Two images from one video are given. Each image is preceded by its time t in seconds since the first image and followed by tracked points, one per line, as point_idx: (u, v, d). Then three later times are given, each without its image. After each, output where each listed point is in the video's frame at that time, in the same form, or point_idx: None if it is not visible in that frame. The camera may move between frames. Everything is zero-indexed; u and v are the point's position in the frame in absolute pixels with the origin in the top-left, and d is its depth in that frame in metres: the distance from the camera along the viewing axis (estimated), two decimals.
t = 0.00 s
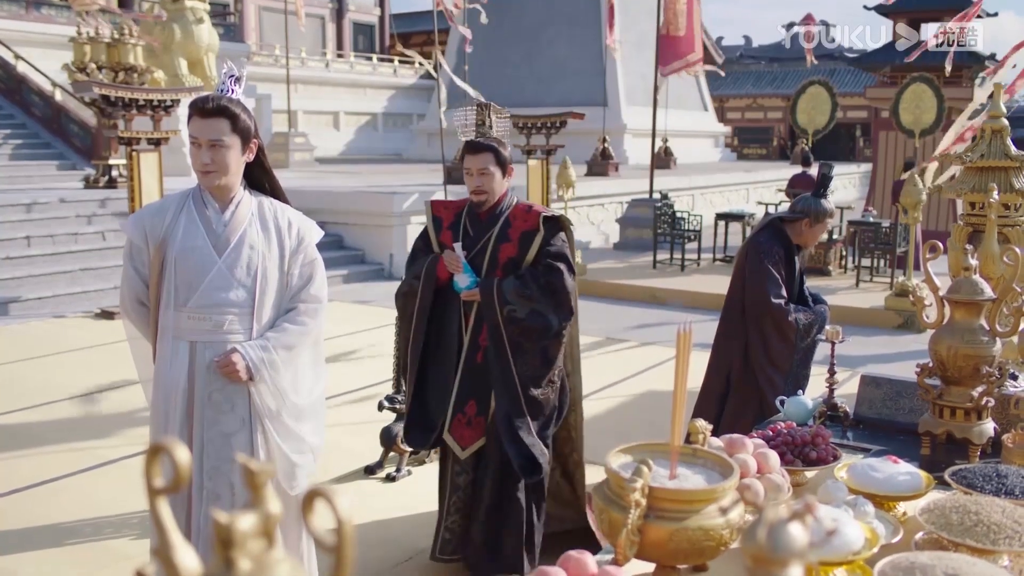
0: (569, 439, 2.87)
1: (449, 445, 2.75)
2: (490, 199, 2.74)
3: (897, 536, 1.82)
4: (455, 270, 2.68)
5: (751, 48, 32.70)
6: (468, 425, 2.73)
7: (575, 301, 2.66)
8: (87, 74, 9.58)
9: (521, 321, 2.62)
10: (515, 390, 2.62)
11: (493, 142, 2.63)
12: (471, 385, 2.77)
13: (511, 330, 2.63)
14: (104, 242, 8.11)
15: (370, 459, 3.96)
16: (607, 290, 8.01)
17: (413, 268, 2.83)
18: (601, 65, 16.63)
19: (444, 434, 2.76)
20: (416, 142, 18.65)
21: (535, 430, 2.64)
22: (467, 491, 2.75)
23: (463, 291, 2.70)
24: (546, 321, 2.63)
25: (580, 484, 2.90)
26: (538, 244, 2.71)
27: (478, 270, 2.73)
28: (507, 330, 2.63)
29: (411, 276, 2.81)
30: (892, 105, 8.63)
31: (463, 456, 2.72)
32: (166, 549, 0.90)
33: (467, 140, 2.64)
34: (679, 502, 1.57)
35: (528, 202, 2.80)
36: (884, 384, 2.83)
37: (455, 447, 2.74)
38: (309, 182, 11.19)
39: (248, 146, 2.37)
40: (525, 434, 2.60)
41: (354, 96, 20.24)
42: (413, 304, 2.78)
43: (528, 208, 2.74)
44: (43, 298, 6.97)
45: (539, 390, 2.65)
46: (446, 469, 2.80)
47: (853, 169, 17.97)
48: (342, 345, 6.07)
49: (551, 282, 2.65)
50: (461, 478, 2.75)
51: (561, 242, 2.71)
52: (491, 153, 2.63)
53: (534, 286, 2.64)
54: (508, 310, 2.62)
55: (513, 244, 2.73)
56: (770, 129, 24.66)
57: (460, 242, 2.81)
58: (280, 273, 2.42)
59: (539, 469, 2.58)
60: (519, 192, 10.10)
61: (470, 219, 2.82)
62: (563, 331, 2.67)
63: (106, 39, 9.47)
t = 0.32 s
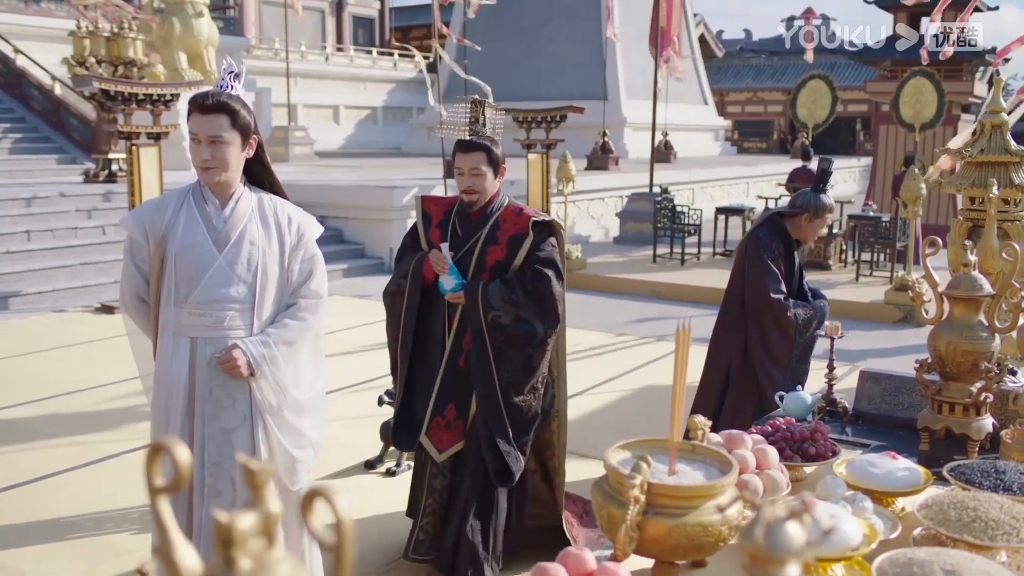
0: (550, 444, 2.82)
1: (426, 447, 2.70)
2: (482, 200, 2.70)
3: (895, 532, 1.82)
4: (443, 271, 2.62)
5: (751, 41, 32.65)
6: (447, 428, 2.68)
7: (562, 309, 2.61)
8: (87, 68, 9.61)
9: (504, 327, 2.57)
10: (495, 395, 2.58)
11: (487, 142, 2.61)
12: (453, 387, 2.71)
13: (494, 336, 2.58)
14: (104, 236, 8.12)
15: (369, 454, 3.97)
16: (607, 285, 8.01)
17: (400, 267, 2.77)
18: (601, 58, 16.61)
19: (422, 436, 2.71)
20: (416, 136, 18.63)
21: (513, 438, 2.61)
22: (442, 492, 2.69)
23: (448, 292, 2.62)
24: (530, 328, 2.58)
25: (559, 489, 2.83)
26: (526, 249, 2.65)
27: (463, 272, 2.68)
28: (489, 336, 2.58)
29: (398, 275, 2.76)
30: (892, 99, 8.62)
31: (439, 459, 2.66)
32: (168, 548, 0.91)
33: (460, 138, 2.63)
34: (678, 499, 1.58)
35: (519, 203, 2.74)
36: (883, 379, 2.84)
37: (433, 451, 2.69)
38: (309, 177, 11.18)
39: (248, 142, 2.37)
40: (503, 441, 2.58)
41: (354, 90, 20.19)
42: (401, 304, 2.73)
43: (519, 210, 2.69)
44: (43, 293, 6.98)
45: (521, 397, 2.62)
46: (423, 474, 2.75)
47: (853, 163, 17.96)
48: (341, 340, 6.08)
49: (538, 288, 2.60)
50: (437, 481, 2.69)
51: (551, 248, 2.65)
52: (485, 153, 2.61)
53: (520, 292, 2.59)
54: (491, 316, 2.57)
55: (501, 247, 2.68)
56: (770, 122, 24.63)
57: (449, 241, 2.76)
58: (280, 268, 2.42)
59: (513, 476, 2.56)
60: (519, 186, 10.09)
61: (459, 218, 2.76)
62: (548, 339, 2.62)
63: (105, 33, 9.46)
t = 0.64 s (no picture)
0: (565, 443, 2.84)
1: (426, 453, 2.68)
2: (473, 196, 2.67)
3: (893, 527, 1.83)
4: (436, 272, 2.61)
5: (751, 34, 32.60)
6: (447, 432, 2.68)
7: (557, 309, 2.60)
8: (87, 62, 9.59)
9: (499, 329, 2.56)
10: (492, 399, 2.58)
11: (477, 139, 2.56)
12: (451, 390, 2.71)
13: (489, 337, 2.57)
14: (105, 230, 8.12)
15: (369, 447, 3.99)
16: (607, 278, 8.01)
17: (394, 266, 2.77)
18: (601, 51, 16.58)
19: (422, 442, 2.70)
20: (416, 129, 18.60)
21: (510, 440, 2.60)
22: (438, 498, 2.66)
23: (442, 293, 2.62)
24: (525, 329, 2.57)
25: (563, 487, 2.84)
26: (520, 247, 2.65)
27: (457, 272, 2.68)
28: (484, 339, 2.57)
29: (390, 275, 2.76)
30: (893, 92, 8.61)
31: (440, 465, 2.66)
32: (168, 546, 0.91)
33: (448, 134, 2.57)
34: (677, 494, 1.58)
35: (512, 200, 2.73)
36: (883, 373, 2.84)
37: (435, 456, 2.67)
38: (309, 170, 11.17)
39: (249, 137, 2.37)
40: (501, 444, 2.58)
41: (354, 83, 20.14)
42: (392, 303, 2.74)
43: (513, 208, 2.68)
44: (44, 287, 6.98)
45: (517, 399, 2.61)
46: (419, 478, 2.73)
47: (854, 157, 17.95)
48: (341, 334, 6.08)
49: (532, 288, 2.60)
50: (434, 485, 2.67)
51: (544, 246, 2.64)
52: (474, 150, 2.56)
53: (514, 292, 2.58)
54: (485, 318, 2.56)
55: (494, 247, 2.68)
56: (771, 115, 24.59)
57: (441, 241, 2.76)
58: (281, 263, 2.43)
59: (512, 479, 2.56)
60: (519, 179, 10.08)
61: (451, 215, 2.75)
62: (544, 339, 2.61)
63: (105, 26, 9.43)
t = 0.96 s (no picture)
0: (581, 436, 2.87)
1: (431, 455, 2.69)
2: (462, 198, 2.65)
3: (893, 522, 1.83)
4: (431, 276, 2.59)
5: (752, 26, 32.52)
6: (451, 433, 2.69)
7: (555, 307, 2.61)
8: (88, 54, 9.59)
9: (499, 330, 2.56)
10: (494, 400, 2.58)
11: (466, 140, 2.56)
12: (452, 391, 2.71)
13: (489, 339, 2.57)
14: (106, 223, 8.12)
15: (370, 440, 4.00)
16: (607, 271, 8.01)
17: (389, 270, 2.75)
18: (603, 44, 16.55)
19: (426, 445, 2.71)
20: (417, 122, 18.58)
21: (515, 439, 2.62)
22: (436, 498, 2.68)
23: (439, 296, 2.60)
24: (525, 329, 2.58)
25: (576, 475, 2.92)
26: (515, 248, 2.65)
27: (452, 274, 2.68)
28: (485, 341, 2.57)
29: (386, 279, 2.74)
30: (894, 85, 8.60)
31: (445, 466, 2.67)
32: (170, 543, 0.92)
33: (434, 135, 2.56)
34: (676, 489, 1.59)
35: (503, 199, 2.72)
36: (883, 368, 2.84)
37: (439, 457, 2.69)
38: (310, 163, 11.17)
39: (251, 132, 2.37)
40: (505, 444, 2.59)
41: (355, 75, 20.10)
42: (388, 307, 2.72)
43: (505, 209, 2.67)
44: (45, 280, 6.99)
45: (518, 398, 2.61)
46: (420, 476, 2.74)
47: (855, 149, 17.95)
48: (341, 326, 6.10)
49: (530, 289, 2.60)
50: (435, 483, 2.69)
51: (539, 246, 2.65)
52: (464, 151, 2.56)
53: (512, 293, 2.58)
54: (485, 320, 2.56)
55: (489, 249, 2.67)
56: (772, 108, 24.57)
57: (434, 244, 2.74)
58: (283, 258, 2.43)
59: (519, 476, 2.59)
60: (520, 172, 10.08)
61: (442, 218, 2.74)
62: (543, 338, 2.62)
63: (105, 19, 9.41)
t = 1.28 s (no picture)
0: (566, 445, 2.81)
1: (431, 452, 2.70)
2: (456, 198, 2.66)
3: (896, 518, 1.84)
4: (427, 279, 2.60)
5: (757, 19, 32.43)
6: (451, 430, 2.69)
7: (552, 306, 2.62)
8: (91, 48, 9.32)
9: (497, 330, 2.57)
10: (494, 398, 2.59)
11: (458, 141, 2.55)
12: (452, 388, 2.72)
13: (487, 339, 2.58)
14: (110, 216, 8.14)
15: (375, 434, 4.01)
16: (611, 264, 8.02)
17: (385, 271, 2.75)
18: (607, 36, 16.52)
19: (426, 442, 2.71)
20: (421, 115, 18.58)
21: (515, 434, 2.62)
22: (438, 494, 2.69)
23: (435, 297, 2.61)
24: (522, 329, 2.58)
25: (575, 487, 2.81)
26: (511, 248, 2.65)
27: (447, 273, 2.68)
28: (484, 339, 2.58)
29: (382, 279, 2.74)
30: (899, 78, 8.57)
31: (446, 463, 2.68)
32: (176, 540, 0.93)
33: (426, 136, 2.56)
34: (679, 484, 1.59)
35: (497, 198, 2.71)
36: (887, 363, 2.84)
37: (439, 454, 2.69)
38: (314, 156, 11.17)
39: (257, 127, 2.37)
40: (505, 440, 2.60)
41: (359, 68, 20.09)
42: (386, 307, 2.72)
43: (499, 209, 2.67)
44: (50, 273, 7.02)
45: (517, 395, 2.62)
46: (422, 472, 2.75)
47: (860, 142, 17.92)
48: (346, 319, 6.11)
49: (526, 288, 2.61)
50: (437, 479, 2.70)
51: (535, 245, 2.65)
52: (456, 153, 2.56)
53: (508, 293, 2.58)
54: (482, 320, 2.57)
55: (484, 249, 2.67)
56: (777, 101, 24.52)
57: (429, 244, 2.74)
58: (288, 254, 2.44)
59: (520, 471, 2.60)
60: (524, 165, 10.08)
61: (435, 217, 2.73)
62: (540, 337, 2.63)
63: (110, 11, 9.40)
